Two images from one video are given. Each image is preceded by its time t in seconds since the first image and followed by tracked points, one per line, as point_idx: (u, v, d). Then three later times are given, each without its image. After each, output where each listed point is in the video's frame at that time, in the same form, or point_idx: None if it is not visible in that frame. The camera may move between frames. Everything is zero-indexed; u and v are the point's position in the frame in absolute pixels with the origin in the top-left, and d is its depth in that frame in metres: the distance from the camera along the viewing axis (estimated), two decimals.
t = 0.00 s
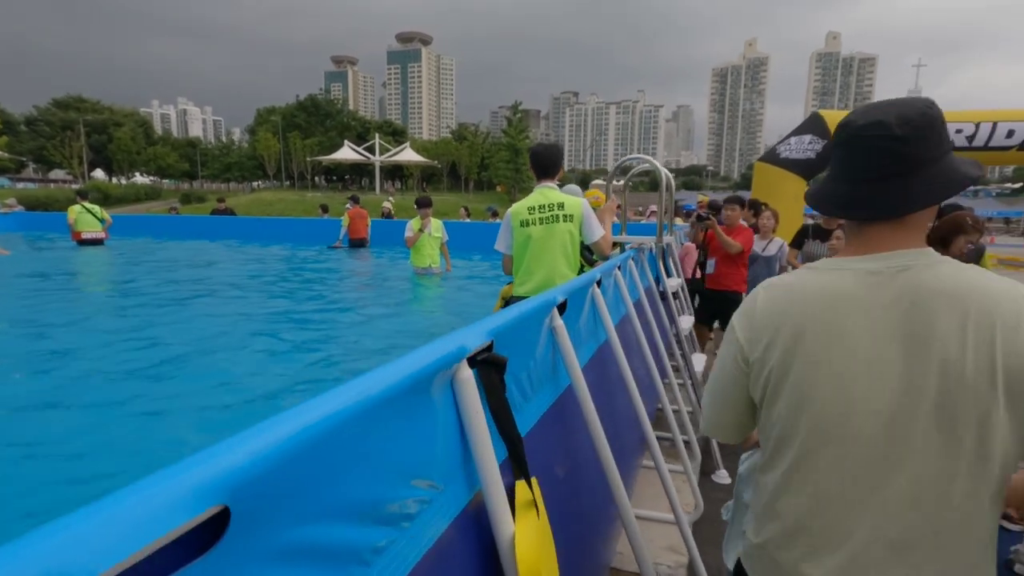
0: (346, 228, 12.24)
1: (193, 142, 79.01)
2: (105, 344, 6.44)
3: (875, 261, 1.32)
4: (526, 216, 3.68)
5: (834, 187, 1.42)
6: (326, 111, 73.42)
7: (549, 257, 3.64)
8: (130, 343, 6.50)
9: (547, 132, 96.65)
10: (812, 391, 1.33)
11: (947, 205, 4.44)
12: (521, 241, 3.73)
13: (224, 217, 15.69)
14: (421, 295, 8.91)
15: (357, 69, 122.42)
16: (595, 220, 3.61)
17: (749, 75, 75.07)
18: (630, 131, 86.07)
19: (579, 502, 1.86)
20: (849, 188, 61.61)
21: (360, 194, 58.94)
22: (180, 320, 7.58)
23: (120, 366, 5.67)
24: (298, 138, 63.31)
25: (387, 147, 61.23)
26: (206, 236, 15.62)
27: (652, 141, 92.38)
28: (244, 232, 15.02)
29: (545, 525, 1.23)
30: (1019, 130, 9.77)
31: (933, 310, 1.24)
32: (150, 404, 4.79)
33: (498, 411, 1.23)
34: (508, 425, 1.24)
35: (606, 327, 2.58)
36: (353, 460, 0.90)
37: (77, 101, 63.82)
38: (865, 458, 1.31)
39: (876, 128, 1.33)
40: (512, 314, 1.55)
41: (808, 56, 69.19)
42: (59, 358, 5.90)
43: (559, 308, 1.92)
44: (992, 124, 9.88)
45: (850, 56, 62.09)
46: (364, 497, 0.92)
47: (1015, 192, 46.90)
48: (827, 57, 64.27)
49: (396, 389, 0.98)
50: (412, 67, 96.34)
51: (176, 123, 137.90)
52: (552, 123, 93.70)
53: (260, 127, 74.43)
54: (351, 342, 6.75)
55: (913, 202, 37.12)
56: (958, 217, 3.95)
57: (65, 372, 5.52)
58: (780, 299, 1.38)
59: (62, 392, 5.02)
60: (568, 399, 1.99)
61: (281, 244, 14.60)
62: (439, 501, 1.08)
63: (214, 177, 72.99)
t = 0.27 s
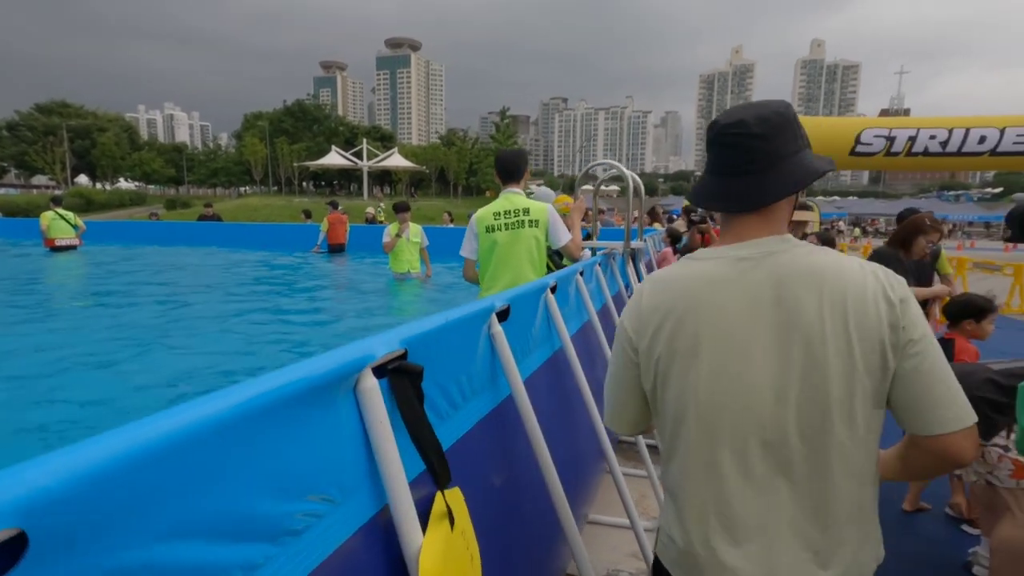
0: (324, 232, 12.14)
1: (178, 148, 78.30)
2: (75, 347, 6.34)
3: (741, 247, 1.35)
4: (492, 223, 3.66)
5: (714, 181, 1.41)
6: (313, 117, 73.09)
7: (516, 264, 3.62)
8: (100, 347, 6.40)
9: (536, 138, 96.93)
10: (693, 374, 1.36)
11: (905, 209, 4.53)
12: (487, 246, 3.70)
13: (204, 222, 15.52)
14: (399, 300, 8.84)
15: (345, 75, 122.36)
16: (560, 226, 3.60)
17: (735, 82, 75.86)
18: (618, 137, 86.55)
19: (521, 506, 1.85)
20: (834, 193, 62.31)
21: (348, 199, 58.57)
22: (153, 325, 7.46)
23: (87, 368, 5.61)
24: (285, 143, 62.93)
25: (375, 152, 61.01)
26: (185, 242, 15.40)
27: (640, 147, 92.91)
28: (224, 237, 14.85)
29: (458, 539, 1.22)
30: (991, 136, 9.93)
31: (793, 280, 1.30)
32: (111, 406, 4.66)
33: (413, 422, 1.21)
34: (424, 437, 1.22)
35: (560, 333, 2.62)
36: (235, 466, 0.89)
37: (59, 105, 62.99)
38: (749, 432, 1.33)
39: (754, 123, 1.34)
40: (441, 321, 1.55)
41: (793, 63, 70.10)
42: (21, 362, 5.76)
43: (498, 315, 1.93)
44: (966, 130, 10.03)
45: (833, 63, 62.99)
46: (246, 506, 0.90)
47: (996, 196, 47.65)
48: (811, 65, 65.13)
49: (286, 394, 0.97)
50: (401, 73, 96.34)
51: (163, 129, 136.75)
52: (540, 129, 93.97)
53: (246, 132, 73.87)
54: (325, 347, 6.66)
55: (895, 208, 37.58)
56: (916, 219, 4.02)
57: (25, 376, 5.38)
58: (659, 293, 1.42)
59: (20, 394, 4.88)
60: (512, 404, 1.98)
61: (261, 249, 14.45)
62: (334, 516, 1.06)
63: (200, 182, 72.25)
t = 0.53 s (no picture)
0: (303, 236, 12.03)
1: (163, 151, 77.46)
2: (42, 355, 6.24)
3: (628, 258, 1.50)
4: (454, 225, 3.63)
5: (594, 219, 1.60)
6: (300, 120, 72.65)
7: (479, 266, 3.60)
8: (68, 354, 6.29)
9: (524, 142, 97.11)
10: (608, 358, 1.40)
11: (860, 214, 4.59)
12: (450, 249, 3.67)
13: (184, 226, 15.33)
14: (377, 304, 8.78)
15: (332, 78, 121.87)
16: (522, 228, 3.59)
17: (721, 86, 76.59)
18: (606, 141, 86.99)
19: (455, 516, 1.79)
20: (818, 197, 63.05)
21: (335, 203, 58.21)
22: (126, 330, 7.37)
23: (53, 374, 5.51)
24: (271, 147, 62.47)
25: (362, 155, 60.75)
26: (164, 246, 15.20)
27: (628, 150, 93.43)
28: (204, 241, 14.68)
29: (366, 549, 1.19)
30: (963, 140, 10.10)
31: (684, 282, 1.46)
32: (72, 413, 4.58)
33: (315, 428, 1.19)
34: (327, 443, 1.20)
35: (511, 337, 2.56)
36: (91, 480, 0.84)
37: (40, 108, 62.05)
38: (670, 418, 1.36)
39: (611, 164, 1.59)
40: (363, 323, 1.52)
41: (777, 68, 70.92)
42: None
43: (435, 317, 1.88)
44: (938, 134, 10.20)
45: (817, 69, 63.84)
46: (105, 523, 0.85)
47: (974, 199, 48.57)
48: (795, 70, 65.99)
49: (154, 404, 0.93)
50: (389, 76, 96.13)
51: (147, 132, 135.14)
52: (529, 133, 94.17)
53: (232, 135, 73.26)
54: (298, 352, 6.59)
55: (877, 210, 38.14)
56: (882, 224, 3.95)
57: None
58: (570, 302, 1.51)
59: None
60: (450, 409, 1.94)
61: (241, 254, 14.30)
62: (219, 531, 1.02)
63: (184, 186, 71.47)
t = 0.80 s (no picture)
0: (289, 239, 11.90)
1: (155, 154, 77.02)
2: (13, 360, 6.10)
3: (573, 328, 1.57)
4: (422, 228, 3.55)
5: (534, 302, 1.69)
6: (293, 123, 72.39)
7: (446, 270, 3.51)
8: (40, 359, 6.14)
9: (518, 145, 97.07)
10: (564, 417, 1.37)
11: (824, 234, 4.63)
12: (418, 252, 3.58)
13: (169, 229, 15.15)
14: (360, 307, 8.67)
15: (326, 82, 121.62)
16: (491, 229, 3.49)
17: (713, 90, 76.74)
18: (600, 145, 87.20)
19: (399, 537, 1.68)
20: (810, 201, 63.37)
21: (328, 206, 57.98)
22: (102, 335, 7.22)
23: (20, 380, 5.39)
24: (264, 150, 62.22)
25: (355, 158, 60.61)
26: (149, 250, 15.04)
27: (622, 154, 93.71)
28: (190, 244, 14.53)
29: None
30: (949, 144, 10.13)
31: (626, 343, 1.49)
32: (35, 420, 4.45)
33: (213, 449, 1.09)
34: (229, 466, 1.10)
35: (472, 345, 2.45)
36: None
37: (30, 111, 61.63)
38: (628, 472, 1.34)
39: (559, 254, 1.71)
40: (288, 334, 1.42)
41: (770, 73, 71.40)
42: None
43: (377, 328, 1.77)
44: (924, 138, 10.22)
45: (809, 74, 64.31)
46: None
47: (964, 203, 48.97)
48: (787, 75, 66.52)
49: None
50: (383, 79, 96.01)
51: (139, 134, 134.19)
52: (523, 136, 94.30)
53: (225, 138, 72.86)
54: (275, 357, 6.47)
55: (868, 214, 38.35)
56: (865, 228, 3.89)
57: None
58: (511, 367, 1.52)
59: None
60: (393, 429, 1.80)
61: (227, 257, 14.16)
62: (90, 569, 0.93)
63: (176, 189, 71.02)
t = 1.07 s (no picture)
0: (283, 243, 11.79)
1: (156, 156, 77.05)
2: None
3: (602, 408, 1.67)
4: (399, 237, 3.45)
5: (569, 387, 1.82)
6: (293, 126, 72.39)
7: (421, 280, 3.38)
8: (25, 367, 6.06)
9: (519, 148, 97.01)
10: (581, 479, 1.45)
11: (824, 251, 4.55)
12: (397, 262, 3.49)
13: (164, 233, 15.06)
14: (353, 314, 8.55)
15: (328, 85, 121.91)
16: (469, 238, 3.37)
17: (714, 94, 76.57)
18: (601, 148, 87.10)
19: None
20: (812, 204, 63.13)
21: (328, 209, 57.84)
22: (92, 343, 7.16)
23: None
24: (264, 152, 62.19)
25: (356, 161, 60.51)
26: (144, 254, 14.94)
27: (623, 157, 93.62)
28: (185, 248, 14.43)
29: None
30: (951, 149, 10.01)
31: (648, 420, 1.60)
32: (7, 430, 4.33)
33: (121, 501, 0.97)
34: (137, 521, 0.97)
35: (449, 364, 2.31)
36: None
37: (32, 113, 61.70)
38: (631, 544, 1.38)
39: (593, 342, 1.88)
40: (227, 364, 1.28)
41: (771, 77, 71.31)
42: None
43: (336, 352, 1.63)
44: (926, 142, 10.08)
45: (810, 77, 64.19)
46: None
47: (966, 206, 48.80)
48: (789, 79, 66.43)
49: None
50: (384, 83, 96.07)
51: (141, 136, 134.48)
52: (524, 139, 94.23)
53: (225, 141, 72.88)
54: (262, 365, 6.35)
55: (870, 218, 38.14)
56: (871, 238, 3.76)
57: None
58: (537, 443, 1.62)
59: None
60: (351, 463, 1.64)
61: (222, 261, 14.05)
62: None
63: (176, 191, 70.99)
